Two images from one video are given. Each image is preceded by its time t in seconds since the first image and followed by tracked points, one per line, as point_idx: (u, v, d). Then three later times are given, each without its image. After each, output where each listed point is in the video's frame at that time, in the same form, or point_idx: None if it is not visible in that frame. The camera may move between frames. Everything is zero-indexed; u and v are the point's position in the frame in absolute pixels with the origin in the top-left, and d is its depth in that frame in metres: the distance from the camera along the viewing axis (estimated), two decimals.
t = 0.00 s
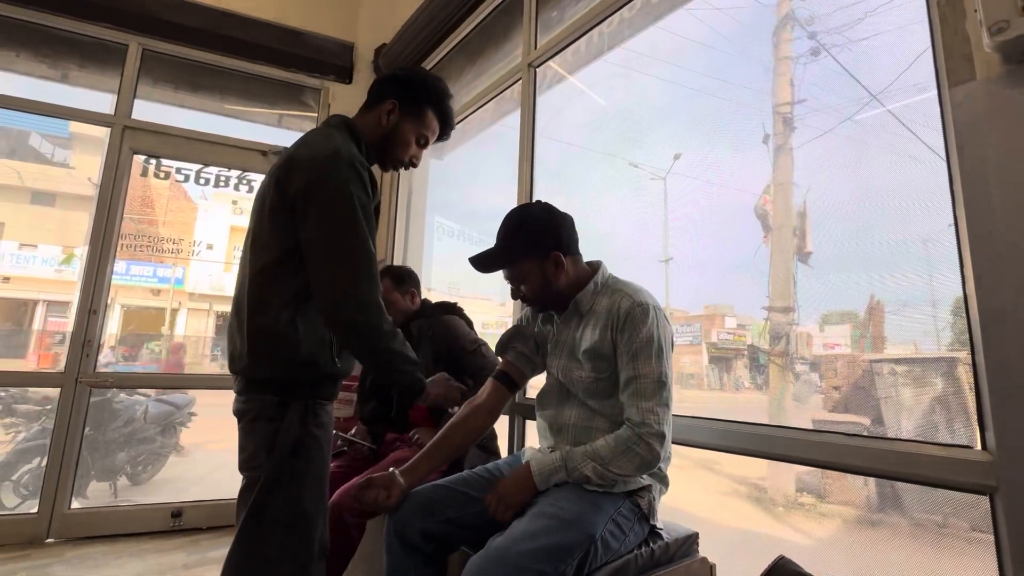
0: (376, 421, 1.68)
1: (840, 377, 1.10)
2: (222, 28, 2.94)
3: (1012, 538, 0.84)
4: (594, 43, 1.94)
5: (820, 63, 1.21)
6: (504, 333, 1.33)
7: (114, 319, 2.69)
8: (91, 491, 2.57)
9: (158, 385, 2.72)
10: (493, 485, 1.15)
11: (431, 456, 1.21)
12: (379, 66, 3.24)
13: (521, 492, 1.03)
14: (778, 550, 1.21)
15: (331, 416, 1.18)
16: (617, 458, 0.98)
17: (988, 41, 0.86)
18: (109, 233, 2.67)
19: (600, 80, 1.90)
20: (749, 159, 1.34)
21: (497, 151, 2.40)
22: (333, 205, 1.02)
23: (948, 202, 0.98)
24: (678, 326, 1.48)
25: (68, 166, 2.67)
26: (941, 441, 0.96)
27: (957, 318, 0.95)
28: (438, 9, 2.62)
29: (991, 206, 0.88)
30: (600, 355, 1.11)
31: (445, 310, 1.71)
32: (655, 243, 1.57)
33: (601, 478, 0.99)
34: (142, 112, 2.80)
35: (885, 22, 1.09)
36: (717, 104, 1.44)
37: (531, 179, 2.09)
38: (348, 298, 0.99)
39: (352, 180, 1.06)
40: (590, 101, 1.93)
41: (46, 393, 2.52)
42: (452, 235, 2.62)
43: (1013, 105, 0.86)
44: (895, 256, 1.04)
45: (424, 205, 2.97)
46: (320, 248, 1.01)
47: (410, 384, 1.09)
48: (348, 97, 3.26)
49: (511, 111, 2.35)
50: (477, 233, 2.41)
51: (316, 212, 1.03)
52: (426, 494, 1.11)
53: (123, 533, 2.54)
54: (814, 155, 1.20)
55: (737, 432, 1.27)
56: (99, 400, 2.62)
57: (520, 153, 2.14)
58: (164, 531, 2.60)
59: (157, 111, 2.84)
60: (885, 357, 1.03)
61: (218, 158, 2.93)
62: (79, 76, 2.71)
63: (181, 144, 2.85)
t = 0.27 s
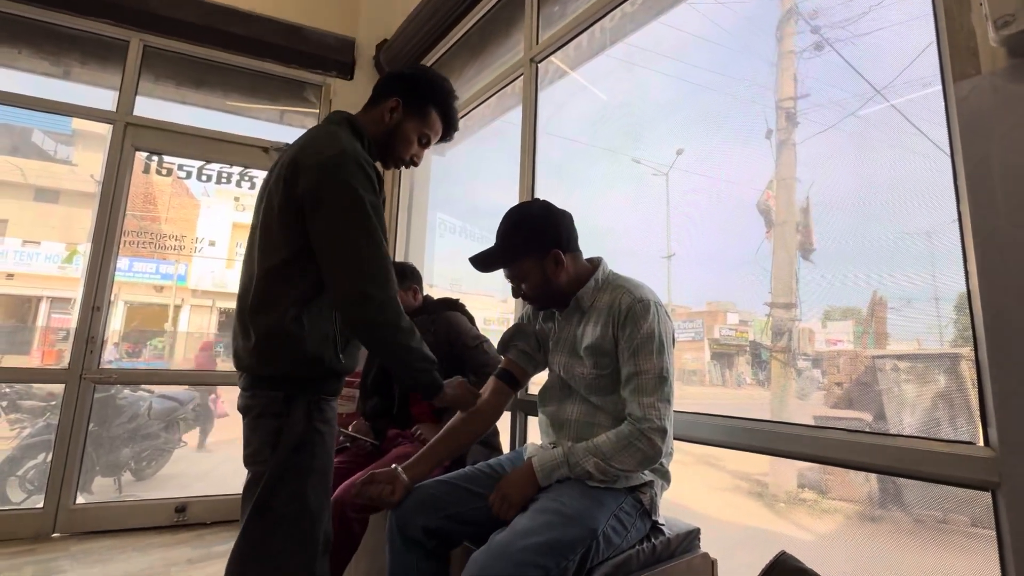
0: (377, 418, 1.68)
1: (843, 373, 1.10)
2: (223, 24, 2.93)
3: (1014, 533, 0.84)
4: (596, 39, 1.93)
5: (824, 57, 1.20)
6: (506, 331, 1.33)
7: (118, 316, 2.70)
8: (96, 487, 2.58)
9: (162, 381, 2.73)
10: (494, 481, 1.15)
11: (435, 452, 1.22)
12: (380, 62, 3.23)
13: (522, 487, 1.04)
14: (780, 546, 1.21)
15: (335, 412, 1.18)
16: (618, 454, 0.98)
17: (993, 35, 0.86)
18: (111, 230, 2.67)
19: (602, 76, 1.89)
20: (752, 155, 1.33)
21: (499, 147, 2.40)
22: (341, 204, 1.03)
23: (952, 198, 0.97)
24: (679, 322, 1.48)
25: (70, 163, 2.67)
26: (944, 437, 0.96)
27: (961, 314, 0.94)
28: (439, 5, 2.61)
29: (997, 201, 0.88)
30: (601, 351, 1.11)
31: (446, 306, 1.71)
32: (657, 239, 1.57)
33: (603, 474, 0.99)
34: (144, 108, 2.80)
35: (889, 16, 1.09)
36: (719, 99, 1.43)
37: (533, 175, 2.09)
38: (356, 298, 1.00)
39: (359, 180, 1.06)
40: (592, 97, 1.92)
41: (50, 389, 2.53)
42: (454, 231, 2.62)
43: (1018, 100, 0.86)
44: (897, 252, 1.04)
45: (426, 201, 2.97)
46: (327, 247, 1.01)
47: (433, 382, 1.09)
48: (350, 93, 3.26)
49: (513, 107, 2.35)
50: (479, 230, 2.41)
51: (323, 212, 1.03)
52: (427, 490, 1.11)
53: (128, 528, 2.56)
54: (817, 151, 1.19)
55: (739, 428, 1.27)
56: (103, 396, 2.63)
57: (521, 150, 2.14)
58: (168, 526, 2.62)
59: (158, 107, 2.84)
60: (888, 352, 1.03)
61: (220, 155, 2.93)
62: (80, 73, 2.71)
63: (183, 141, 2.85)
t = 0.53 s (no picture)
0: (379, 412, 1.68)
1: (845, 368, 1.10)
2: (224, 17, 2.92)
3: (1015, 527, 0.85)
4: (598, 31, 1.92)
5: (828, 50, 1.19)
6: (508, 326, 1.33)
7: (121, 310, 2.71)
8: (101, 480, 2.60)
9: (165, 375, 2.74)
10: (496, 474, 1.16)
11: (438, 444, 1.23)
12: (382, 55, 3.22)
13: (524, 481, 1.04)
14: (781, 539, 1.22)
15: (336, 406, 1.19)
16: (619, 447, 0.98)
17: (1000, 27, 0.85)
18: (114, 225, 2.68)
19: (605, 69, 1.88)
20: (755, 148, 1.32)
21: (501, 140, 2.39)
22: (342, 200, 1.02)
23: (956, 191, 0.97)
24: (681, 316, 1.48)
25: (72, 158, 2.68)
26: (946, 431, 0.96)
27: (964, 308, 0.94)
28: None
29: (1002, 194, 0.87)
30: (601, 346, 1.11)
31: (447, 300, 1.72)
32: (660, 234, 1.56)
33: (604, 467, 1.00)
34: (145, 102, 2.80)
35: (895, 8, 1.08)
36: (723, 93, 1.43)
37: (535, 169, 2.08)
38: (357, 294, 0.99)
39: (361, 176, 1.06)
40: (595, 90, 1.91)
41: (55, 383, 2.55)
42: (455, 225, 2.61)
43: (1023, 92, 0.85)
44: (900, 245, 1.04)
45: (428, 195, 2.96)
46: (329, 243, 1.01)
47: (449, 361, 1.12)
48: (351, 87, 3.25)
49: (515, 100, 2.34)
50: (481, 224, 2.40)
51: (324, 207, 1.03)
52: (429, 483, 1.12)
53: (133, 520, 2.58)
54: (820, 145, 1.19)
55: (740, 422, 1.28)
56: (107, 390, 2.64)
57: (523, 143, 2.13)
58: (173, 519, 2.64)
59: (159, 101, 2.83)
60: (890, 347, 1.03)
61: (222, 149, 2.93)
62: (81, 67, 2.71)
63: (185, 135, 2.85)
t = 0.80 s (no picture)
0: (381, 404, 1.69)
1: (846, 360, 1.10)
2: (223, 8, 2.90)
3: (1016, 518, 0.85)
4: (601, 21, 1.91)
5: (833, 39, 1.18)
6: (509, 318, 1.33)
7: (124, 302, 2.71)
8: (106, 471, 2.62)
9: (168, 367, 2.75)
10: (497, 466, 1.16)
11: (440, 437, 1.23)
12: (382, 46, 3.20)
13: (525, 472, 1.05)
14: (782, 530, 1.23)
15: (339, 398, 1.19)
16: (620, 439, 0.99)
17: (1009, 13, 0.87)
18: (115, 218, 2.68)
19: (607, 59, 1.87)
20: (758, 139, 1.32)
21: (502, 132, 2.38)
22: (348, 193, 1.03)
23: (961, 183, 0.96)
24: (682, 309, 1.48)
25: (73, 150, 2.67)
26: (947, 423, 0.96)
27: (966, 301, 0.94)
28: None
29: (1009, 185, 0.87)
30: (601, 339, 1.11)
31: (448, 292, 1.72)
32: (661, 226, 1.56)
33: (605, 459, 1.00)
34: (145, 94, 2.79)
35: None
36: (726, 83, 1.42)
37: (536, 161, 2.08)
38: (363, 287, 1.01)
39: (366, 168, 1.06)
40: (597, 80, 1.90)
41: (59, 375, 2.56)
42: (457, 217, 2.61)
43: None
44: (902, 238, 1.04)
45: (429, 187, 2.95)
46: (334, 235, 1.01)
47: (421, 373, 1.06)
48: (351, 78, 3.23)
49: (516, 91, 2.32)
50: (483, 216, 2.40)
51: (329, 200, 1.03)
52: (430, 475, 1.13)
53: (138, 511, 2.60)
54: (823, 136, 1.18)
55: (741, 413, 1.28)
56: (110, 381, 2.65)
57: (525, 135, 2.12)
58: (178, 509, 2.66)
59: (159, 93, 2.82)
60: (892, 339, 1.03)
61: (222, 141, 2.92)
62: (80, 58, 2.70)
63: (185, 127, 2.84)
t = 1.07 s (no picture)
0: (383, 394, 1.70)
1: (846, 350, 1.10)
2: None
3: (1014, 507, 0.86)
4: (602, 8, 1.89)
5: (838, 27, 1.17)
6: (510, 309, 1.33)
7: (126, 293, 2.72)
8: (110, 460, 2.64)
9: (170, 358, 2.76)
10: (497, 455, 1.17)
11: (441, 426, 1.24)
12: (382, 34, 3.17)
13: (525, 462, 1.05)
14: (781, 518, 1.24)
15: (337, 387, 1.20)
16: (620, 429, 0.99)
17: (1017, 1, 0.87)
18: (115, 208, 2.67)
19: (609, 47, 1.85)
20: (761, 129, 1.31)
21: (503, 121, 2.37)
22: (351, 187, 1.02)
23: (966, 173, 0.96)
24: (682, 300, 1.49)
25: (72, 140, 2.66)
26: (946, 413, 0.96)
27: (969, 292, 0.94)
28: None
29: (1015, 176, 0.87)
30: (601, 330, 1.12)
31: (447, 282, 1.72)
32: (663, 216, 1.56)
33: (605, 448, 1.01)
34: (143, 84, 2.77)
35: None
36: (729, 72, 1.41)
37: (538, 151, 2.07)
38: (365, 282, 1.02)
39: (369, 162, 1.06)
40: (599, 69, 1.88)
41: (62, 365, 2.57)
42: (457, 208, 2.60)
43: None
44: (903, 228, 1.03)
45: (430, 177, 2.94)
46: (337, 230, 1.02)
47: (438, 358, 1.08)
48: (351, 67, 3.21)
49: (517, 80, 2.30)
50: (484, 206, 2.39)
51: (333, 192, 1.03)
52: (431, 464, 1.14)
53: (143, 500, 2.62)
54: (827, 125, 1.17)
55: (741, 403, 1.29)
56: (113, 371, 2.67)
57: (526, 125, 2.11)
58: (182, 498, 2.68)
59: (158, 82, 2.81)
60: (892, 330, 1.03)
61: (222, 131, 2.91)
62: (78, 47, 2.68)
63: (184, 117, 2.83)
